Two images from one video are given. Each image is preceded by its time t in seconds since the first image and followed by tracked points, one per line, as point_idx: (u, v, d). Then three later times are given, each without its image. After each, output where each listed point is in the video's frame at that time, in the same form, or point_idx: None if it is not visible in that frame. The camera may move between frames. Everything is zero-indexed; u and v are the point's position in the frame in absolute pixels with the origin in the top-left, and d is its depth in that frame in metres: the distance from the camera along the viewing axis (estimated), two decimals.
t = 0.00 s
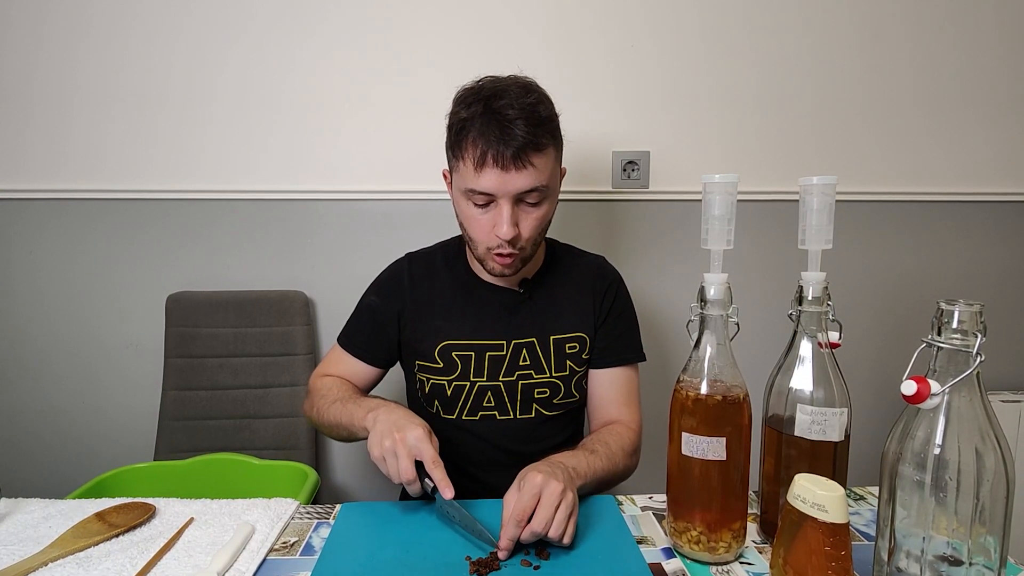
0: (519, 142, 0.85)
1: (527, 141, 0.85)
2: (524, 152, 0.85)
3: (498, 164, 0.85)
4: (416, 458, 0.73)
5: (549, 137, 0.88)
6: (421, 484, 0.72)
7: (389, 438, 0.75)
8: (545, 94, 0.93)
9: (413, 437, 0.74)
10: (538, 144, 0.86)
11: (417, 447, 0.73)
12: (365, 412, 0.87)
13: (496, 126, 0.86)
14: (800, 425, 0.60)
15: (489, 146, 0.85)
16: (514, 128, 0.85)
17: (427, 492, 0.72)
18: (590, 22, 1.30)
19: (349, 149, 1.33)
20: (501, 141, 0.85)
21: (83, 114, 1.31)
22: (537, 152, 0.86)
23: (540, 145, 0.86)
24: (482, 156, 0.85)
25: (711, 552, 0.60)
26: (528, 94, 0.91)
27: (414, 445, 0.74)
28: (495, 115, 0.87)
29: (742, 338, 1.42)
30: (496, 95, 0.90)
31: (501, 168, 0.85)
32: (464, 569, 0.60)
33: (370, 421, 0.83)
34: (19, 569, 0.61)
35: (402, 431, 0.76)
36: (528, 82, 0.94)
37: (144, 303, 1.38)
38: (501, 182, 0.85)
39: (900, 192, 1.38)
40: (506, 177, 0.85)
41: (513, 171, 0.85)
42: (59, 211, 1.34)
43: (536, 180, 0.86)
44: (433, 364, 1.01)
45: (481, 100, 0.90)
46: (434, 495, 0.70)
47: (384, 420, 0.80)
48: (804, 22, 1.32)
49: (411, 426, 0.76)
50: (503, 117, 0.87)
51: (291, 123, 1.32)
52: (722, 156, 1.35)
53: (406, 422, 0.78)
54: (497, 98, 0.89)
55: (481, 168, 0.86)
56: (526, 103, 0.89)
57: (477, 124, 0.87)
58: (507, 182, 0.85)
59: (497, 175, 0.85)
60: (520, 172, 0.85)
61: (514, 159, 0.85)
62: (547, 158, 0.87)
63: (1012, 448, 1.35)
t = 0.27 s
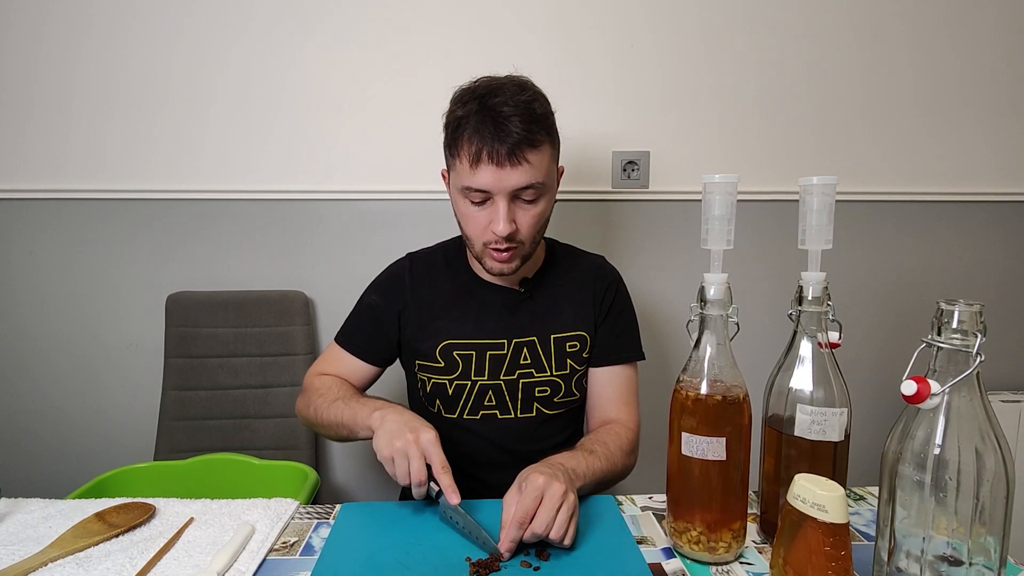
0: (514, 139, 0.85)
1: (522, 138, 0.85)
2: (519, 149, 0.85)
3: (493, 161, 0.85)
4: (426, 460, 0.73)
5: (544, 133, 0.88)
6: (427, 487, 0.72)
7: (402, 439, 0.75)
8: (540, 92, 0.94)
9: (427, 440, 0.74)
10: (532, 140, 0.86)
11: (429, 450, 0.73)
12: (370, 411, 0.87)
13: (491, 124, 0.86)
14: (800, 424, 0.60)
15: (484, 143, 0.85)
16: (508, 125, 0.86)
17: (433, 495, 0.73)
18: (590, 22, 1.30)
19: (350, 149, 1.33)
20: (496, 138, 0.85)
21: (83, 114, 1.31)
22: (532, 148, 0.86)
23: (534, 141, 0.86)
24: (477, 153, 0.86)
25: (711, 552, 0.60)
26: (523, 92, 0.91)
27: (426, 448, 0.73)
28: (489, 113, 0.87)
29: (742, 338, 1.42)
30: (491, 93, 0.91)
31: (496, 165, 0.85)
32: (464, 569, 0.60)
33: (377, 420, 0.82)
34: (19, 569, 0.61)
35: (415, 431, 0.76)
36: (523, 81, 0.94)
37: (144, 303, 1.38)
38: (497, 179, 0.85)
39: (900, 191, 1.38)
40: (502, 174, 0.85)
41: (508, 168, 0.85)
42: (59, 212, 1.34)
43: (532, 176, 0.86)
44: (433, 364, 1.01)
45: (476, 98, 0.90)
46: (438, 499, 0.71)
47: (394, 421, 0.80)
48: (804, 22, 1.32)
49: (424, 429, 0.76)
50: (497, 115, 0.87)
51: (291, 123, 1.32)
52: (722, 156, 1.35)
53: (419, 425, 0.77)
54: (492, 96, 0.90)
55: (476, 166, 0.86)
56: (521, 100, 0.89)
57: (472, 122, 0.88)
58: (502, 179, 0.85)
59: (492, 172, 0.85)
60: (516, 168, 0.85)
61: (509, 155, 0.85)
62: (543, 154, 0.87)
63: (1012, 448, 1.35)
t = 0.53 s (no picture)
0: (502, 139, 0.85)
1: (510, 137, 0.85)
2: (507, 148, 0.85)
3: (482, 162, 0.85)
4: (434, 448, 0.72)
5: (533, 132, 0.87)
6: (432, 474, 0.71)
7: (414, 423, 0.73)
8: (530, 91, 0.93)
9: (439, 427, 0.73)
10: (521, 139, 0.86)
11: (439, 438, 0.72)
12: (375, 392, 0.87)
13: (478, 124, 0.86)
14: (800, 424, 0.60)
15: (472, 144, 0.85)
16: (496, 125, 0.85)
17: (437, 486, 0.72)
18: (590, 22, 1.30)
19: (350, 149, 1.33)
20: (484, 139, 0.85)
21: (83, 114, 1.31)
22: (522, 147, 0.86)
23: (523, 140, 0.86)
24: (465, 154, 0.86)
25: (711, 552, 0.60)
26: (512, 91, 0.91)
27: (437, 434, 0.72)
28: (478, 114, 0.87)
29: (742, 337, 1.42)
30: (480, 93, 0.91)
31: (485, 165, 0.85)
32: (464, 569, 0.60)
33: (386, 396, 0.83)
34: (19, 569, 0.61)
35: (427, 410, 0.76)
36: (513, 80, 0.94)
37: (144, 303, 1.38)
38: (486, 179, 0.85)
39: (900, 192, 1.38)
40: (491, 174, 0.85)
41: (497, 168, 0.85)
42: (59, 212, 1.34)
43: (522, 176, 0.86)
44: (434, 364, 1.01)
45: (464, 99, 0.90)
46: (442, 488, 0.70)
47: (404, 395, 0.80)
48: (804, 22, 1.32)
49: (435, 413, 0.75)
50: (486, 115, 0.87)
51: (292, 123, 1.32)
52: (722, 156, 1.35)
53: (429, 409, 0.76)
54: (480, 97, 0.90)
55: (466, 167, 0.86)
56: (509, 100, 0.89)
57: (461, 123, 0.88)
58: (492, 179, 0.85)
59: (481, 172, 0.85)
60: (505, 168, 0.85)
61: (497, 155, 0.84)
62: (533, 153, 0.87)
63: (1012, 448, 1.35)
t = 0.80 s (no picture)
0: (497, 142, 0.84)
1: (506, 140, 0.84)
2: (503, 152, 0.84)
3: (477, 165, 0.85)
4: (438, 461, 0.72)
5: (529, 135, 0.87)
6: (437, 487, 0.71)
7: (418, 436, 0.73)
8: (527, 91, 0.93)
9: (442, 440, 0.73)
10: (517, 142, 0.85)
11: (443, 451, 0.72)
12: (375, 403, 0.86)
13: (474, 127, 0.86)
14: (800, 425, 0.60)
15: (467, 148, 0.85)
16: (492, 128, 0.85)
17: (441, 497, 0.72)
18: (590, 22, 1.30)
19: (350, 149, 1.33)
20: (479, 142, 0.85)
21: (83, 114, 1.31)
22: (517, 150, 0.85)
23: (519, 143, 0.85)
24: (461, 158, 0.85)
25: (711, 552, 0.60)
26: (508, 93, 0.90)
27: (440, 448, 0.72)
28: (473, 117, 0.87)
29: (742, 337, 1.42)
30: (475, 95, 0.90)
31: (481, 169, 0.85)
32: (464, 570, 0.60)
33: (386, 412, 0.82)
34: (19, 569, 0.61)
35: (430, 423, 0.76)
36: (510, 81, 0.94)
37: (144, 303, 1.38)
38: (482, 183, 0.85)
39: (900, 192, 1.38)
40: (487, 178, 0.85)
41: (493, 171, 0.84)
42: (58, 212, 1.34)
43: (518, 179, 0.85)
44: (434, 364, 1.01)
45: (460, 102, 0.90)
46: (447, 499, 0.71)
47: (405, 412, 0.79)
48: (804, 22, 1.32)
49: (438, 427, 0.75)
50: (481, 118, 0.87)
51: (292, 123, 1.32)
52: (722, 156, 1.35)
53: (432, 422, 0.76)
54: (476, 99, 0.89)
55: (461, 171, 0.86)
56: (504, 102, 0.88)
57: (456, 126, 0.88)
58: (488, 183, 0.85)
59: (477, 176, 0.85)
60: (500, 172, 0.84)
61: (492, 159, 0.84)
62: (529, 156, 0.86)
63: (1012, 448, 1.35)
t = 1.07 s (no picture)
0: (487, 146, 0.84)
1: (495, 144, 0.84)
2: (493, 155, 0.84)
3: (468, 170, 0.85)
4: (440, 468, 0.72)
5: (519, 137, 0.87)
6: (439, 495, 0.70)
7: (419, 444, 0.74)
8: (516, 93, 0.92)
9: (443, 447, 0.73)
10: (507, 145, 0.85)
11: (444, 458, 0.72)
12: (380, 413, 0.86)
13: (463, 132, 0.86)
14: (800, 425, 0.60)
15: (457, 153, 0.85)
16: (481, 132, 0.85)
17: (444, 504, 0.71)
18: (590, 22, 1.30)
19: (349, 149, 1.33)
20: (468, 147, 0.85)
21: (82, 114, 1.31)
22: (507, 154, 0.85)
23: (509, 146, 0.85)
24: (451, 163, 0.86)
25: (711, 552, 0.60)
26: (496, 96, 0.90)
27: (441, 455, 0.72)
28: (462, 121, 0.87)
29: (743, 337, 1.42)
30: (464, 99, 0.90)
31: (471, 173, 0.85)
32: (464, 570, 0.60)
33: (391, 422, 0.82)
34: (19, 569, 0.61)
35: (432, 431, 0.76)
36: (498, 83, 0.93)
37: (144, 303, 1.38)
38: (473, 187, 0.85)
39: (900, 191, 1.38)
40: (477, 182, 0.85)
41: (483, 175, 0.85)
42: (58, 212, 1.34)
43: (509, 182, 0.85)
44: (434, 365, 1.01)
45: (449, 106, 0.90)
46: (449, 508, 0.70)
47: (410, 422, 0.80)
48: (804, 22, 1.32)
49: (439, 435, 0.75)
50: (470, 122, 0.86)
51: (292, 124, 1.32)
52: (722, 156, 1.35)
53: (434, 430, 0.76)
54: (465, 103, 0.89)
55: (452, 176, 0.86)
56: (493, 104, 0.88)
57: (445, 131, 0.88)
58: (479, 187, 0.85)
59: (468, 181, 0.85)
60: (491, 176, 0.85)
61: (482, 163, 0.84)
62: (519, 158, 0.86)
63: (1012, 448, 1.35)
